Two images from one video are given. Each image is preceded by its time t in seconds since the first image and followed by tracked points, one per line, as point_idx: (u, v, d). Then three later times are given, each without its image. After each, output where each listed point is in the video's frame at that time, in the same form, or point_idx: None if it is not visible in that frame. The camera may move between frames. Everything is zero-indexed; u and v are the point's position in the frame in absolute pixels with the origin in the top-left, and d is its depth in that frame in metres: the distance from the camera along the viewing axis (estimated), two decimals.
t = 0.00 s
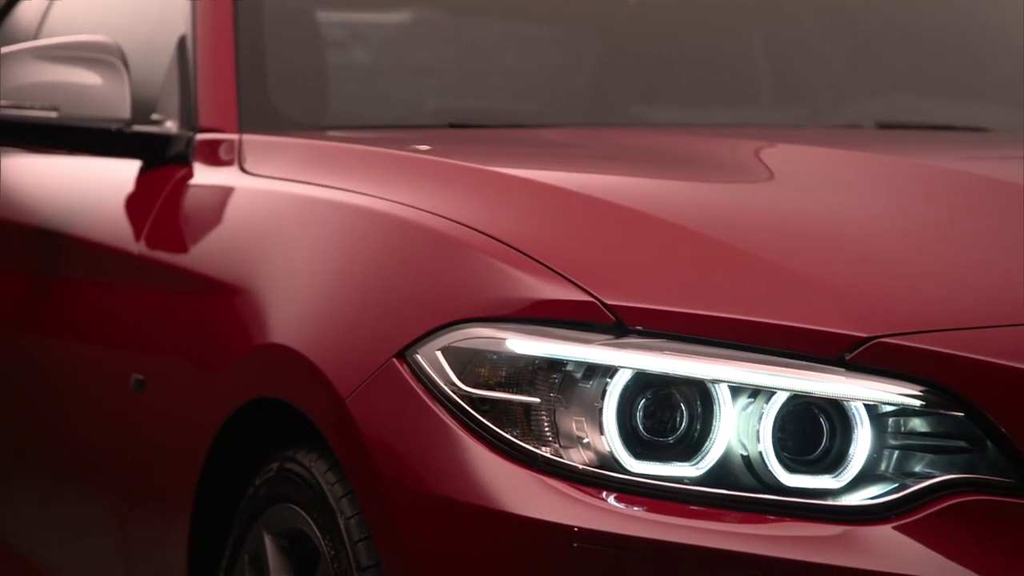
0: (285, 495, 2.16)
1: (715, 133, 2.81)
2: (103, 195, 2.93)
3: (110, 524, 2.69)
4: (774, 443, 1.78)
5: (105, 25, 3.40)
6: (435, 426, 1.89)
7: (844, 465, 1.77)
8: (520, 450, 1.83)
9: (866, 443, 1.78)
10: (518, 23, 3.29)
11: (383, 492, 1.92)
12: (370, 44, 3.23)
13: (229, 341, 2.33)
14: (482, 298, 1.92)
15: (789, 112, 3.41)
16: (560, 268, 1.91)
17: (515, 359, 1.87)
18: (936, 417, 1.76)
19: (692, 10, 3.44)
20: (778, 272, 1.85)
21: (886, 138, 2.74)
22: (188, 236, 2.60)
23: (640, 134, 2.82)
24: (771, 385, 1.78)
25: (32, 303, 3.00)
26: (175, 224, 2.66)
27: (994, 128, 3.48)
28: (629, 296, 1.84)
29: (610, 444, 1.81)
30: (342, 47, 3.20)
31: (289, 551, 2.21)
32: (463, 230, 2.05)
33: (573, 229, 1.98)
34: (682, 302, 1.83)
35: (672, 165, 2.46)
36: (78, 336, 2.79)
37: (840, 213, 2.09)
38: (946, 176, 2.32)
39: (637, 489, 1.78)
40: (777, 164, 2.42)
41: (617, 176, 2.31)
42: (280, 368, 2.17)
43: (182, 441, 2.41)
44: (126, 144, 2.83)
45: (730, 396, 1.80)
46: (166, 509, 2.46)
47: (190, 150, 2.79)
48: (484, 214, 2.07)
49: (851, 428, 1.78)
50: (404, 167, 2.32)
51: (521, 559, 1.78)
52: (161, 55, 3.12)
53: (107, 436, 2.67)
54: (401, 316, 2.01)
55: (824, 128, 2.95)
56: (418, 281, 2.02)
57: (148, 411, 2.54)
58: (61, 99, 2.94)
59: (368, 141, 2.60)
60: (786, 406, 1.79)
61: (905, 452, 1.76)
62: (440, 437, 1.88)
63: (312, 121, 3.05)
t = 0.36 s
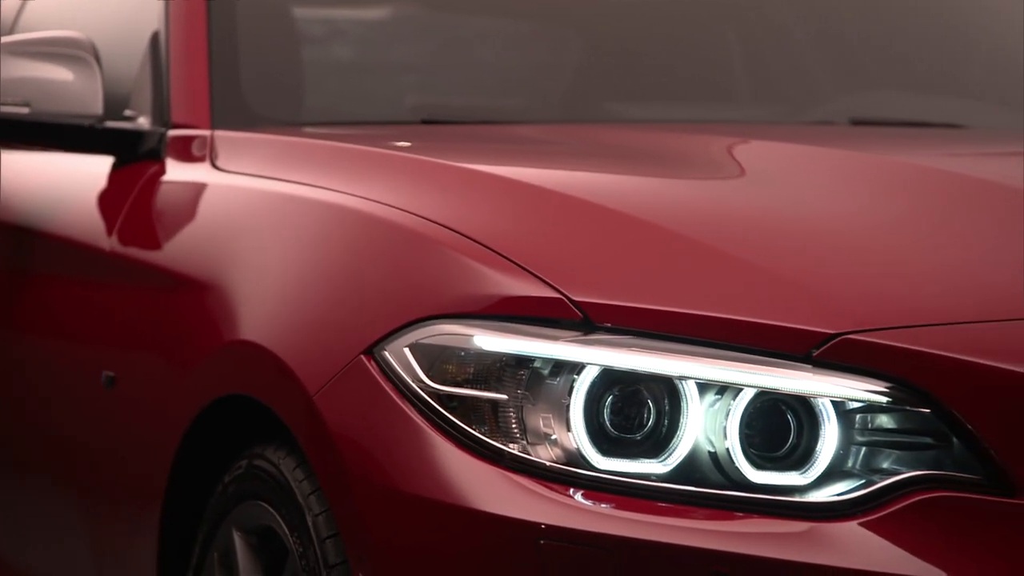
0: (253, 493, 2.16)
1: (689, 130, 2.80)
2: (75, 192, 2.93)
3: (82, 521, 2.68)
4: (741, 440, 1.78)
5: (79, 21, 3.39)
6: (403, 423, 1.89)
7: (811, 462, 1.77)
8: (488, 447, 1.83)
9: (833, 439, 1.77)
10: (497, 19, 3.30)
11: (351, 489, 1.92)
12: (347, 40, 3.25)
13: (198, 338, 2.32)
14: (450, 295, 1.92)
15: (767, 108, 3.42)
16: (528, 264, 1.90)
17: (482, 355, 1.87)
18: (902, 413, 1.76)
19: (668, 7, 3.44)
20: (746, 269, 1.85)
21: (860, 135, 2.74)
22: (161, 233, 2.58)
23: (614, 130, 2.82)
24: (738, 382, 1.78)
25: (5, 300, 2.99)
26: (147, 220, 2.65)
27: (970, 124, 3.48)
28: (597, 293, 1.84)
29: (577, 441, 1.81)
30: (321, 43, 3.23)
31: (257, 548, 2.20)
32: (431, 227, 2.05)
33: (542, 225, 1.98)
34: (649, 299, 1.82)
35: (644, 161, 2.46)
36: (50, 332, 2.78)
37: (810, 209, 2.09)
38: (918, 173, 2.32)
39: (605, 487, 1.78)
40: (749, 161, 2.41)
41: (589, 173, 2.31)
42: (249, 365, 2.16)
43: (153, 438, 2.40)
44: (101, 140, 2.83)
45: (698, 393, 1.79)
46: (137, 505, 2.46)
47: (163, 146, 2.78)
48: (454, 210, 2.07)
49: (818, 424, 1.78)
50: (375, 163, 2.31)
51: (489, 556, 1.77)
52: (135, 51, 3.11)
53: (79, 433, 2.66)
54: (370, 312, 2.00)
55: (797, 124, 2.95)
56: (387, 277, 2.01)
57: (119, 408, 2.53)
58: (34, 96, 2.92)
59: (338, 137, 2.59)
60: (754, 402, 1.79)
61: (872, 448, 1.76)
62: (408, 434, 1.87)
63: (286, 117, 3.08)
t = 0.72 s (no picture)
0: (222, 490, 2.15)
1: (662, 126, 2.81)
2: (47, 188, 2.92)
3: (54, 517, 2.68)
4: (708, 437, 1.78)
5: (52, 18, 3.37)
6: (370, 420, 1.88)
7: (777, 458, 1.77)
8: (456, 445, 1.82)
9: (800, 437, 1.77)
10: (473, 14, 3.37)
11: (320, 487, 1.91)
12: (327, 37, 3.36)
13: (168, 335, 2.32)
14: (418, 292, 1.92)
15: (740, 105, 3.48)
16: (496, 261, 1.90)
17: (450, 353, 1.87)
18: (869, 410, 1.76)
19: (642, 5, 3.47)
20: (714, 265, 1.85)
21: (832, 131, 2.74)
22: (135, 230, 2.57)
23: (588, 127, 2.82)
24: (704, 379, 1.78)
25: None
26: (120, 217, 2.64)
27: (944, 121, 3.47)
28: (565, 290, 1.84)
29: (544, 438, 1.80)
30: (299, 40, 3.34)
31: (225, 545, 2.20)
32: (400, 224, 2.04)
33: (510, 222, 1.97)
34: (617, 296, 1.82)
35: (615, 158, 2.46)
36: (22, 329, 2.77)
37: (779, 206, 2.09)
38: (891, 171, 2.32)
39: (572, 484, 1.78)
40: (721, 158, 2.41)
41: (559, 169, 2.31)
42: (218, 362, 2.16)
43: (124, 435, 2.40)
44: (74, 135, 2.82)
45: (665, 390, 1.79)
46: (108, 502, 2.45)
47: (135, 143, 2.78)
48: (423, 207, 2.07)
49: (785, 420, 1.78)
50: (345, 160, 2.31)
51: (455, 554, 1.77)
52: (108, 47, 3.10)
53: (50, 430, 2.66)
54: (338, 309, 2.00)
55: (771, 121, 2.95)
56: (356, 274, 2.01)
57: (90, 404, 2.53)
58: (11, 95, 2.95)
59: (311, 134, 2.59)
60: (720, 399, 1.79)
61: (838, 445, 1.76)
62: (375, 431, 1.87)
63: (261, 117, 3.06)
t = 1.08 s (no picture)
0: (190, 487, 2.15)
1: (635, 123, 2.80)
2: (23, 186, 2.93)
3: (26, 515, 2.67)
4: (675, 435, 1.78)
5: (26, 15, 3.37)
6: (337, 418, 1.87)
7: (744, 456, 1.77)
8: (423, 443, 1.82)
9: (767, 434, 1.77)
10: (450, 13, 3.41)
11: (287, 485, 1.91)
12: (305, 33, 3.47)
13: (138, 332, 2.31)
14: (385, 289, 1.91)
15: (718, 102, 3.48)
16: (463, 258, 1.89)
17: (417, 350, 1.86)
18: (835, 407, 1.75)
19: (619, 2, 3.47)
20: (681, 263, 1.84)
21: (805, 128, 2.74)
22: (108, 227, 2.56)
23: (562, 124, 2.81)
24: (671, 376, 1.77)
25: None
26: (92, 215, 2.63)
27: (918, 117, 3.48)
28: (531, 287, 1.84)
29: (511, 435, 1.80)
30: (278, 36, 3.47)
31: (193, 543, 2.19)
32: (367, 220, 2.04)
33: (478, 219, 1.97)
34: (583, 293, 1.82)
35: (587, 154, 2.45)
36: None
37: (749, 203, 2.09)
38: (861, 169, 2.32)
39: (539, 481, 1.77)
40: (692, 155, 2.41)
41: (530, 166, 2.30)
42: (186, 360, 2.15)
43: (93, 431, 2.39)
44: (47, 133, 2.82)
45: (632, 387, 1.79)
46: (79, 499, 2.45)
47: (107, 140, 2.76)
48: (390, 204, 2.06)
49: (753, 417, 1.78)
50: (314, 156, 2.30)
51: (421, 551, 1.77)
52: (80, 44, 3.10)
53: (22, 427, 2.65)
54: (306, 307, 1.99)
55: (746, 118, 2.95)
56: (324, 271, 2.00)
57: (60, 401, 2.52)
58: None
59: (283, 131, 2.58)
60: (687, 397, 1.79)
61: (805, 443, 1.76)
62: (341, 428, 1.86)
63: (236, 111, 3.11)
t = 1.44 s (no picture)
0: (156, 486, 2.14)
1: (606, 121, 2.80)
2: None
3: None
4: (639, 432, 1.77)
5: None
6: (301, 416, 1.87)
7: (709, 454, 1.77)
8: (387, 441, 1.81)
9: (731, 432, 1.77)
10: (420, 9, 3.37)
11: (251, 483, 1.90)
12: (284, 33, 3.33)
13: (104, 329, 2.30)
14: (350, 287, 1.91)
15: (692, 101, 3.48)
16: (428, 256, 1.89)
17: (382, 348, 1.86)
18: (800, 405, 1.75)
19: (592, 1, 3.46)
20: (646, 260, 1.84)
21: (776, 126, 2.74)
22: (76, 225, 2.55)
23: (533, 122, 2.81)
24: (636, 374, 1.77)
25: None
26: (62, 212, 2.63)
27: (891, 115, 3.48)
28: (495, 285, 1.83)
29: (475, 433, 1.80)
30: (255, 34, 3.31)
31: (160, 542, 2.19)
32: (333, 218, 2.03)
33: (444, 217, 1.97)
34: (548, 291, 1.82)
35: (556, 152, 2.45)
36: None
37: (716, 201, 2.09)
38: (830, 167, 2.32)
39: (503, 479, 1.77)
40: (660, 153, 2.41)
41: (498, 163, 2.30)
42: (152, 358, 2.15)
43: (60, 429, 2.39)
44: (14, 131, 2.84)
45: (597, 385, 1.78)
46: (46, 497, 2.44)
47: (76, 137, 2.77)
48: (357, 202, 2.06)
49: (717, 415, 1.78)
50: (281, 153, 2.30)
51: (385, 550, 1.76)
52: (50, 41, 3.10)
53: None
54: (272, 305, 1.99)
55: (717, 116, 2.95)
56: (289, 269, 2.00)
57: (28, 399, 2.51)
58: None
59: (252, 128, 2.58)
60: (652, 394, 1.78)
61: (770, 441, 1.76)
62: (306, 426, 1.86)
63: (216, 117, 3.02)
